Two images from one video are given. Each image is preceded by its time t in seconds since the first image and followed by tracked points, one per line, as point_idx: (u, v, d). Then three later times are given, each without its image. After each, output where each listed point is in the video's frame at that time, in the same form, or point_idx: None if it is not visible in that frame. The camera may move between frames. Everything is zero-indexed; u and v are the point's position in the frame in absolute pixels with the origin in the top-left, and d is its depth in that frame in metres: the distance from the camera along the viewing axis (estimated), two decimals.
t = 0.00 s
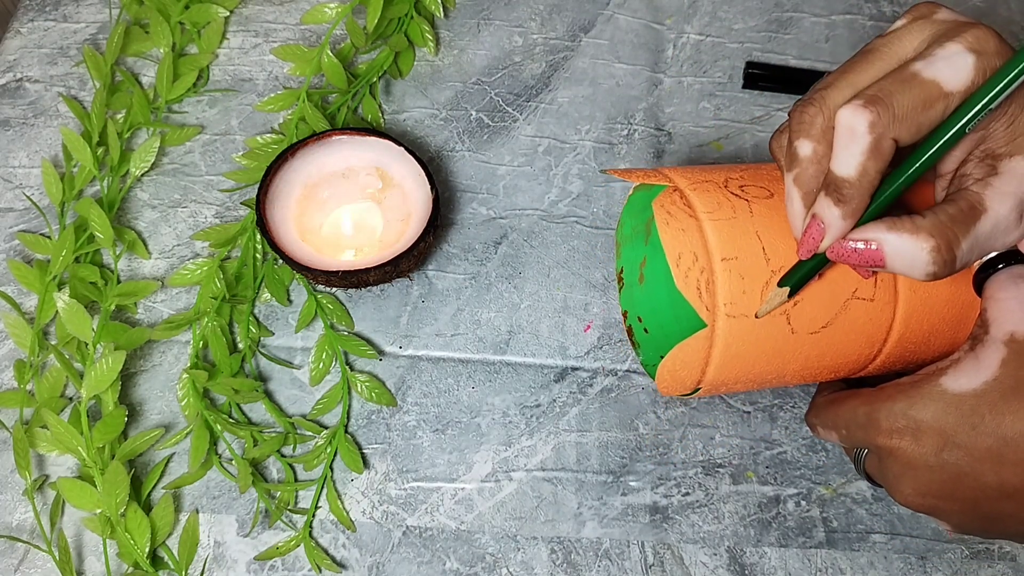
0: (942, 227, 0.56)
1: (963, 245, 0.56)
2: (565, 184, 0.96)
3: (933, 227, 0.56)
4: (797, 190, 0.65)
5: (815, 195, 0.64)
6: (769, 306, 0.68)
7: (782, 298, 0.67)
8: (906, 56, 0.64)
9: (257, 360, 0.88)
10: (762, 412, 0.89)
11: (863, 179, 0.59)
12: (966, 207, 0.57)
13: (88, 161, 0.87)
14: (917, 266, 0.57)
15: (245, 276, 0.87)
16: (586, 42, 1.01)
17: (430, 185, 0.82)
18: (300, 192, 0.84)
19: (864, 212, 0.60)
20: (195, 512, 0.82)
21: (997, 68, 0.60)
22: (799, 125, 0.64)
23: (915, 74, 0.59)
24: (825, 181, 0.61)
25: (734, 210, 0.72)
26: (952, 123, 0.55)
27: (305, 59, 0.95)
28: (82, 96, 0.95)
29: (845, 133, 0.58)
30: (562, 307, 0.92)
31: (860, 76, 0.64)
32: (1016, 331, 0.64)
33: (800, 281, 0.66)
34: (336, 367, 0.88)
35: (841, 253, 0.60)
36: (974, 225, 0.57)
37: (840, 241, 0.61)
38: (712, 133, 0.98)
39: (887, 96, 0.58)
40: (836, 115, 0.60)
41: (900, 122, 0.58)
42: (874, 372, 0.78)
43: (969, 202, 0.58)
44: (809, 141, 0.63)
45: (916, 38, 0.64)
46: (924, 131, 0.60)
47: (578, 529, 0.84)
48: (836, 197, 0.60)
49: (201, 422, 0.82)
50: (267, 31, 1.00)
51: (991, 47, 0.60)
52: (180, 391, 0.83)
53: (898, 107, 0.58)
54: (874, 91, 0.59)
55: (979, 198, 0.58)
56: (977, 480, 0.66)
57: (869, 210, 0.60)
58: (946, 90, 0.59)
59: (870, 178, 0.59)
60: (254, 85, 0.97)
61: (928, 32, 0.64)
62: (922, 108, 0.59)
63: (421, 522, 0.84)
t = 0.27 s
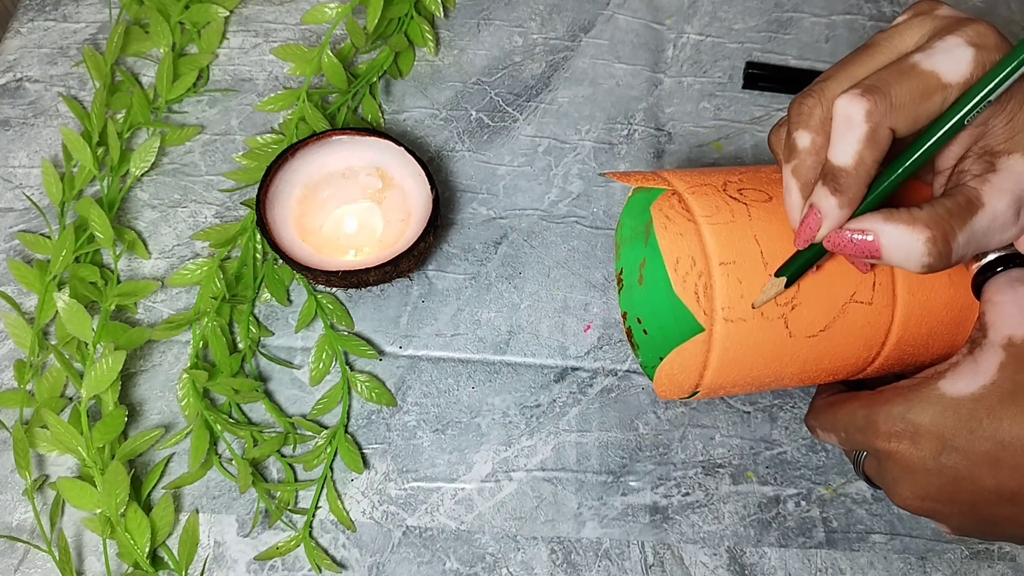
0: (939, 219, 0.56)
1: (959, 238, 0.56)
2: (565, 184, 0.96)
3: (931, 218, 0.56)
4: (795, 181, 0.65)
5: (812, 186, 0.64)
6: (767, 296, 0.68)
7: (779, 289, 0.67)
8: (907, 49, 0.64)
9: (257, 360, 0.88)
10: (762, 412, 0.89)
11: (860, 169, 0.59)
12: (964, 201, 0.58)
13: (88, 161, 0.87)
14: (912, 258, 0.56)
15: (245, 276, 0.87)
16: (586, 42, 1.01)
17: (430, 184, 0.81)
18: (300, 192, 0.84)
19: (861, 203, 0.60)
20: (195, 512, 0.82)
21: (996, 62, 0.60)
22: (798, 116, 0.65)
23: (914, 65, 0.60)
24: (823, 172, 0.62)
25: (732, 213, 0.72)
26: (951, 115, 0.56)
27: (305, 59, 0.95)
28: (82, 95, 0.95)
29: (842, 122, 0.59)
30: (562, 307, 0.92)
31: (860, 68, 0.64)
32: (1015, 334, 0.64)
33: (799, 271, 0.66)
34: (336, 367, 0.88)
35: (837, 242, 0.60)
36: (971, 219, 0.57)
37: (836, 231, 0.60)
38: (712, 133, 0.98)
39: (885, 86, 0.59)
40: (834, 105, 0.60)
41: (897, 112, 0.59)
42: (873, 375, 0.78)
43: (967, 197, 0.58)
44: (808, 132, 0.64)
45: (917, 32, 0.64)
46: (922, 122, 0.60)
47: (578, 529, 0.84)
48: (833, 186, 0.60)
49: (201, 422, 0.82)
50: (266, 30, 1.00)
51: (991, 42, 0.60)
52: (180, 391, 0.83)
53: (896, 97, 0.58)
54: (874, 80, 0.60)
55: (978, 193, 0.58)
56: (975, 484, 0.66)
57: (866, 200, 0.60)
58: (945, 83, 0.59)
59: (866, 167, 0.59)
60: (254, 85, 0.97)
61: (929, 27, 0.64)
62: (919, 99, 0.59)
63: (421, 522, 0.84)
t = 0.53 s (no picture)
0: (930, 173, 0.56)
1: (949, 192, 0.57)
2: (564, 184, 0.96)
3: (921, 171, 0.56)
4: (790, 138, 0.66)
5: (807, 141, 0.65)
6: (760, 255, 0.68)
7: (772, 247, 0.67)
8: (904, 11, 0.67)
9: (257, 360, 0.88)
10: (762, 412, 0.89)
11: (850, 115, 0.60)
12: (956, 160, 0.59)
13: (88, 161, 0.87)
14: (901, 209, 0.56)
15: (245, 276, 0.87)
16: (586, 42, 1.01)
17: (430, 184, 0.82)
18: (300, 191, 0.84)
19: (853, 153, 0.61)
20: (195, 512, 0.82)
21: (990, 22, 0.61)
22: (794, 76, 0.67)
23: (906, 18, 0.61)
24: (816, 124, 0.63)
25: (733, 214, 0.72)
26: (946, 68, 0.57)
27: (305, 59, 0.95)
28: (82, 95, 0.95)
29: (831, 68, 0.61)
30: (562, 307, 0.92)
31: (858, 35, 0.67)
32: (1014, 335, 0.64)
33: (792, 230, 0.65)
34: (336, 367, 0.88)
35: (828, 195, 0.60)
36: (962, 176, 0.58)
37: (828, 183, 0.60)
38: (712, 133, 0.98)
39: (875, 35, 0.61)
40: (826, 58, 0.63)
41: (888, 61, 0.60)
42: (873, 376, 0.78)
43: (960, 157, 0.59)
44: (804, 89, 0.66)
45: None
46: (914, 73, 0.61)
47: (578, 529, 0.84)
48: (825, 135, 0.61)
49: (201, 422, 0.82)
50: (266, 30, 1.00)
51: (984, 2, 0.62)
52: (180, 391, 0.83)
53: (885, 43, 0.60)
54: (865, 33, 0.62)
55: (971, 155, 0.60)
56: (974, 484, 0.66)
57: (860, 152, 0.60)
58: (938, 36, 0.60)
59: (856, 114, 0.60)
60: (254, 85, 0.97)
61: None
62: (910, 48, 0.60)
63: (421, 522, 0.84)
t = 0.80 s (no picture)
0: (932, 186, 0.56)
1: (952, 205, 0.57)
2: (565, 184, 0.96)
3: (924, 185, 0.56)
4: (790, 150, 0.66)
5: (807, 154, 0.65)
6: (762, 269, 0.67)
7: (774, 261, 0.66)
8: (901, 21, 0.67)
9: (257, 360, 0.88)
10: (762, 412, 0.89)
11: (851, 130, 0.60)
12: (958, 172, 0.59)
13: (88, 161, 0.87)
14: (905, 223, 0.56)
15: (245, 276, 0.87)
16: (586, 42, 1.01)
17: (430, 184, 0.81)
18: (300, 192, 0.84)
19: (855, 167, 0.60)
20: (195, 512, 0.82)
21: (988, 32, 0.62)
22: (793, 88, 0.67)
23: (905, 30, 0.61)
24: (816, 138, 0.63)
25: (733, 216, 0.72)
26: (945, 81, 0.56)
27: (305, 59, 0.95)
28: (82, 95, 0.95)
29: (832, 84, 0.60)
30: (562, 307, 0.92)
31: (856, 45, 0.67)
32: (1014, 335, 0.64)
33: (794, 243, 0.65)
34: (336, 367, 0.88)
35: (831, 209, 0.59)
36: (964, 188, 0.58)
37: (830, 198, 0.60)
38: (712, 133, 0.98)
39: (875, 49, 0.60)
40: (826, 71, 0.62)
41: (888, 76, 0.60)
42: (874, 376, 0.78)
43: (961, 168, 0.59)
44: (802, 100, 0.66)
45: (912, 7, 0.67)
46: (913, 85, 0.61)
47: (578, 528, 0.84)
48: (825, 150, 0.61)
49: (201, 422, 0.82)
50: (266, 30, 1.00)
51: (982, 13, 0.62)
52: (180, 391, 0.83)
53: (886, 57, 0.60)
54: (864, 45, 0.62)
55: (972, 166, 0.60)
56: (974, 485, 0.66)
57: (860, 166, 0.60)
58: (936, 48, 0.61)
59: (858, 129, 0.60)
60: (254, 85, 0.97)
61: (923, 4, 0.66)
62: (910, 62, 0.60)
63: (421, 522, 0.84)
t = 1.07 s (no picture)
0: (928, 168, 0.57)
1: (948, 186, 0.57)
2: (564, 184, 0.96)
3: (919, 166, 0.56)
4: (788, 134, 0.66)
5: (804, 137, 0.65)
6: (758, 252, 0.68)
7: (770, 244, 0.67)
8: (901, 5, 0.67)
9: (257, 359, 0.88)
10: (762, 412, 0.89)
11: (847, 112, 0.60)
12: (954, 155, 0.59)
13: (88, 161, 0.87)
14: (900, 204, 0.56)
15: (245, 276, 0.87)
16: (586, 42, 1.01)
17: (430, 184, 0.82)
18: (300, 191, 0.84)
19: (852, 149, 0.60)
20: (195, 512, 0.82)
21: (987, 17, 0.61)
22: (792, 73, 0.68)
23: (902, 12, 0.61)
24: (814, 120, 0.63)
25: (734, 215, 0.72)
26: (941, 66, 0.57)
27: (305, 59, 0.95)
28: (82, 95, 0.95)
29: (830, 65, 0.60)
30: (562, 307, 0.92)
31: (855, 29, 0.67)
32: (1015, 335, 0.64)
33: (789, 228, 0.65)
34: (336, 367, 0.88)
35: (827, 191, 0.60)
36: (961, 171, 0.58)
37: (826, 180, 0.60)
38: (712, 133, 0.98)
39: (872, 30, 0.60)
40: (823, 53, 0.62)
41: (885, 56, 0.60)
42: (873, 375, 0.79)
43: (957, 152, 0.59)
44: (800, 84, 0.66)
45: None
46: (910, 69, 0.61)
47: (578, 529, 0.84)
48: (822, 132, 0.61)
49: (201, 422, 0.82)
50: (266, 30, 1.00)
51: None
52: (180, 391, 0.83)
53: (883, 39, 0.60)
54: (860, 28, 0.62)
55: (969, 151, 0.60)
56: (974, 485, 0.66)
57: (858, 148, 0.60)
58: (934, 31, 0.60)
59: (854, 111, 0.60)
60: (254, 85, 0.97)
61: None
62: (907, 44, 0.60)
63: (421, 522, 0.84)
